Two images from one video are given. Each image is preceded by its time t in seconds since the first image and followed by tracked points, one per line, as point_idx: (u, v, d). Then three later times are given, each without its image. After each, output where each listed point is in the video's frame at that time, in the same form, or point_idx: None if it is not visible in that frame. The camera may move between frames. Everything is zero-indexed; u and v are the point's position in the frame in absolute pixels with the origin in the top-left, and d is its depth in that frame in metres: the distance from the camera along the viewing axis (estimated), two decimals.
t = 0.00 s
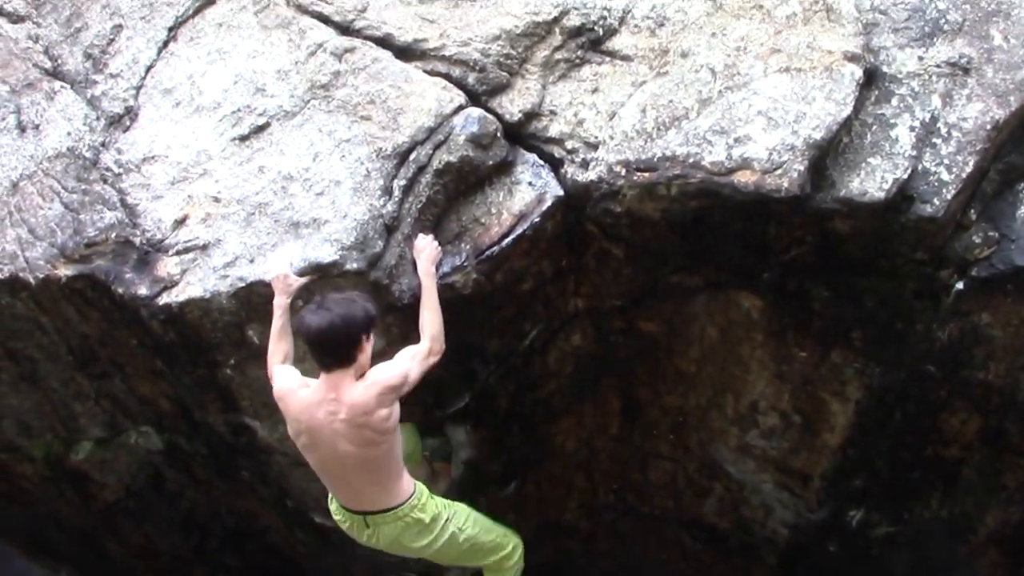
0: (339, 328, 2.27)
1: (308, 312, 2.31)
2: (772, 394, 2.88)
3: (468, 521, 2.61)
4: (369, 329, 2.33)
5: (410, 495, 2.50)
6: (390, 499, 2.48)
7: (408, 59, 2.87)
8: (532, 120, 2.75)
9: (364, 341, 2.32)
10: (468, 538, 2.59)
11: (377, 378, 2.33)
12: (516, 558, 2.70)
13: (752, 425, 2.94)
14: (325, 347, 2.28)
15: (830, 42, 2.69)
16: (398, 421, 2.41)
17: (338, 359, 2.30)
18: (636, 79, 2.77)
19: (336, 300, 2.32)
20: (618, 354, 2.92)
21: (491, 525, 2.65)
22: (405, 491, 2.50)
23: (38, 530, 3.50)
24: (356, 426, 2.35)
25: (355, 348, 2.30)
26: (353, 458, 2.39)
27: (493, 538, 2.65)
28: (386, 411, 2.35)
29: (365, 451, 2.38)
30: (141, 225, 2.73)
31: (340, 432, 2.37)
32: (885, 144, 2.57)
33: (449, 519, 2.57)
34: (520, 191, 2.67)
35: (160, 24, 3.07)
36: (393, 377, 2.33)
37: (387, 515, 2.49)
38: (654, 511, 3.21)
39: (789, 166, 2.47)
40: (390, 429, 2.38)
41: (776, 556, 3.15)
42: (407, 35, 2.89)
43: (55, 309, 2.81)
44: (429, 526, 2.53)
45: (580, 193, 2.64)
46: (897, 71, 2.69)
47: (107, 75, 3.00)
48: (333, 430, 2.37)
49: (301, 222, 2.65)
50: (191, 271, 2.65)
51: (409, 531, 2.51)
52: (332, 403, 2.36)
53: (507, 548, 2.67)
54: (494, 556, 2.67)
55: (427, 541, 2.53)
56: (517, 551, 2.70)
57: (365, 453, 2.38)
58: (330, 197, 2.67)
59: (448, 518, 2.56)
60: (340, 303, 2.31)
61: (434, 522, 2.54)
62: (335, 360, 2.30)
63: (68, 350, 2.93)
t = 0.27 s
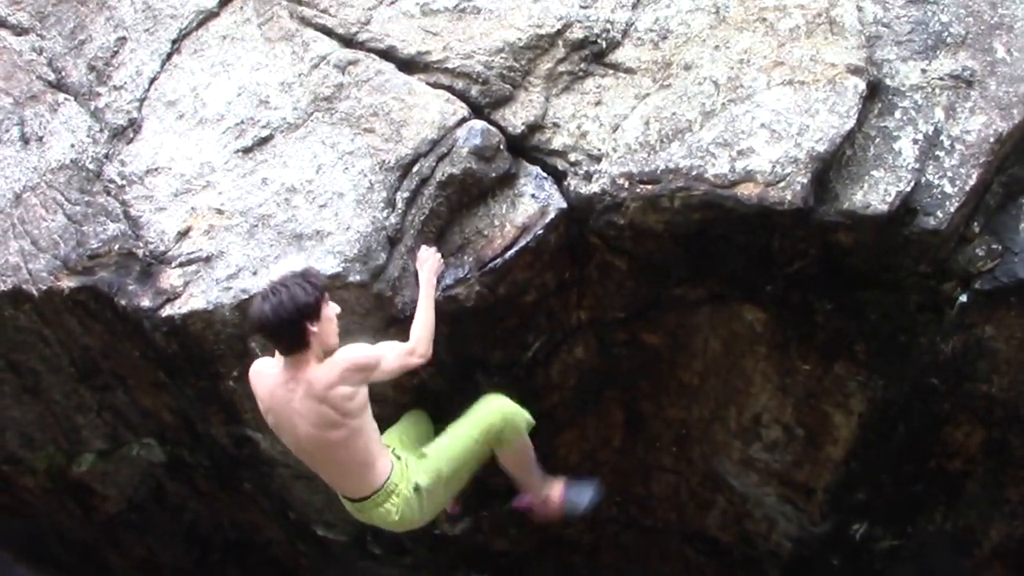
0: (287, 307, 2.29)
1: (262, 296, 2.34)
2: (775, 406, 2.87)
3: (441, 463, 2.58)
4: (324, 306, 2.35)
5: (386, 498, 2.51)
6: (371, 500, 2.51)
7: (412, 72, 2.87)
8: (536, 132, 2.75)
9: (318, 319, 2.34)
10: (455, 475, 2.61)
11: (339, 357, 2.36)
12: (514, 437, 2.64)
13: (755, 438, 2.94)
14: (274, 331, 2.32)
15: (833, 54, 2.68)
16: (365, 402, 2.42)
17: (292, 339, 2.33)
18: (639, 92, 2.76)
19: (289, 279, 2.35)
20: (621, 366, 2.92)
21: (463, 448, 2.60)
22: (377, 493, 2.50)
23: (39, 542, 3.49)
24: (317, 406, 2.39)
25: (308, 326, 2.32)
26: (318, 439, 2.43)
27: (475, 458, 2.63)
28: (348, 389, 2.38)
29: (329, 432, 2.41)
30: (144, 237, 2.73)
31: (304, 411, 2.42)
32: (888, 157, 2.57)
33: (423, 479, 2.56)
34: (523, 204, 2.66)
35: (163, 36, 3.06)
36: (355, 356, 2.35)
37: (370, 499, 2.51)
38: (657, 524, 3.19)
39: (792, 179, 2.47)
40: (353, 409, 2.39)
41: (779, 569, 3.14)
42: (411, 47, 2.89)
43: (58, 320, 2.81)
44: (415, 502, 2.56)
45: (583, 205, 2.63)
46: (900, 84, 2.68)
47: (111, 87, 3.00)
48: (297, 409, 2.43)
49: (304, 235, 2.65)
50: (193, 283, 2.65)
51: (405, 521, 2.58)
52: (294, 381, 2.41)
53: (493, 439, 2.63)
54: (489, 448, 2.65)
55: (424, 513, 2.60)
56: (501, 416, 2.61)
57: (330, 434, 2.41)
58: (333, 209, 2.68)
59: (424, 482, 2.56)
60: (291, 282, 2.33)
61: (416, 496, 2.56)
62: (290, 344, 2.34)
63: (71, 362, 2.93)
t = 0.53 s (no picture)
0: (254, 280, 2.33)
1: (230, 276, 2.38)
2: (779, 414, 2.87)
3: (410, 390, 2.41)
4: (291, 277, 2.38)
5: (387, 455, 2.41)
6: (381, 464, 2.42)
7: (415, 80, 2.87)
8: (539, 140, 2.76)
9: (287, 292, 2.37)
10: (434, 391, 2.41)
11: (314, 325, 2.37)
12: (462, 316, 2.41)
13: (759, 446, 2.94)
14: (244, 305, 2.34)
15: (836, 62, 2.66)
16: (346, 369, 2.41)
17: (263, 313, 2.36)
18: (643, 100, 2.76)
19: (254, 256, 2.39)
20: (625, 374, 2.92)
21: (419, 363, 2.40)
22: (378, 453, 2.41)
23: (42, 550, 3.49)
24: (295, 375, 2.38)
25: (278, 298, 2.36)
26: (299, 411, 2.40)
27: (439, 364, 2.40)
28: (325, 354, 2.38)
29: (311, 400, 2.39)
30: (147, 245, 2.74)
31: (282, 385, 2.40)
32: (892, 165, 2.56)
33: (407, 413, 2.43)
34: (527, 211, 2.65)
35: (166, 44, 3.06)
36: (332, 322, 2.38)
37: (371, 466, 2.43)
38: (660, 532, 3.19)
39: (796, 187, 2.47)
40: (332, 374, 2.38)
41: None
42: (414, 55, 2.89)
43: (62, 328, 2.81)
44: (418, 439, 2.43)
45: (587, 214, 2.64)
46: (904, 92, 2.68)
47: (114, 94, 3.00)
48: (275, 384, 2.41)
49: (307, 242, 2.65)
50: (197, 290, 2.65)
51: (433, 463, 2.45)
52: (271, 356, 2.40)
53: (447, 340, 2.40)
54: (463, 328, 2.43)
55: (442, 440, 2.45)
56: (435, 321, 2.38)
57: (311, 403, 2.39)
58: (337, 217, 2.68)
59: (411, 415, 2.42)
60: (256, 258, 2.37)
61: (415, 432, 2.43)
62: (262, 318, 2.36)
63: (75, 370, 2.93)
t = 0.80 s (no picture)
0: (257, 286, 2.31)
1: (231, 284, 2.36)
2: (783, 419, 2.89)
3: (431, 359, 2.38)
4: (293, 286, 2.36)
5: (402, 425, 2.35)
6: (397, 434, 2.36)
7: (418, 85, 2.88)
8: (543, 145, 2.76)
9: (290, 300, 2.35)
10: (455, 362, 2.38)
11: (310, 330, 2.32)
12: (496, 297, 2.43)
13: (763, 451, 2.95)
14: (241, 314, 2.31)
15: (840, 67, 2.65)
16: (346, 369, 2.34)
17: (264, 319, 2.32)
18: (647, 105, 2.76)
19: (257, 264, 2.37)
20: (629, 380, 2.96)
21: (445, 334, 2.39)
22: (394, 422, 2.35)
23: (46, 555, 3.50)
24: (295, 382, 2.33)
25: (281, 305, 2.33)
26: (307, 418, 2.36)
27: (461, 335, 2.38)
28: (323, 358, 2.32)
29: (315, 406, 2.34)
30: (151, 250, 2.73)
31: (284, 394, 2.36)
32: (896, 169, 2.56)
33: (425, 383, 2.39)
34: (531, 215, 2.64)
35: (170, 49, 3.06)
36: (327, 326, 2.32)
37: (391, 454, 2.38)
38: (664, 538, 3.27)
39: (799, 192, 2.46)
40: (332, 376, 2.32)
41: None
42: (418, 60, 2.89)
43: (66, 333, 2.82)
44: (435, 410, 2.38)
45: (590, 218, 2.65)
46: (908, 97, 2.66)
47: (118, 100, 3.01)
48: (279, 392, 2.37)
49: (311, 247, 2.65)
50: (200, 295, 2.65)
51: (447, 438, 2.39)
52: (272, 366, 2.36)
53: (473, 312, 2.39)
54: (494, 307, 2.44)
55: (459, 417, 2.39)
56: (464, 294, 2.40)
57: (316, 408, 2.34)
58: (340, 222, 2.67)
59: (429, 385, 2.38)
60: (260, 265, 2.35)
61: (431, 403, 2.38)
62: (260, 326, 2.33)
63: (78, 375, 2.94)
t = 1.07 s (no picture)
0: (275, 344, 2.35)
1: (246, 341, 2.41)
2: (787, 422, 2.88)
3: (459, 388, 2.47)
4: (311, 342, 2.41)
5: (438, 455, 2.47)
6: (432, 462, 2.47)
7: (423, 89, 2.88)
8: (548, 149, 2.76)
9: (308, 355, 2.40)
10: (481, 393, 2.46)
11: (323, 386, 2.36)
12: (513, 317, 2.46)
13: (767, 454, 2.96)
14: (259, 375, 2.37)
15: (845, 70, 2.64)
16: (369, 417, 2.41)
17: (284, 377, 2.38)
18: (652, 108, 2.75)
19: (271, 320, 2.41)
20: (634, 385, 2.97)
21: (469, 364, 2.45)
22: (428, 452, 2.47)
23: (51, 559, 3.51)
24: (323, 441, 2.42)
25: (300, 361, 2.38)
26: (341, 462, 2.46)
27: (486, 367, 2.45)
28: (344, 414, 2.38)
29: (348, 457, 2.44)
30: (156, 254, 2.73)
31: (317, 452, 2.46)
32: (901, 173, 2.55)
33: (455, 412, 2.49)
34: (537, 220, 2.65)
35: (174, 53, 3.06)
36: (334, 385, 2.34)
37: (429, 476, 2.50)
38: (668, 540, 3.25)
39: (805, 196, 2.46)
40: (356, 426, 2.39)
41: None
42: (422, 64, 2.89)
43: (71, 338, 2.82)
44: (465, 439, 2.49)
45: (595, 222, 2.64)
46: (912, 100, 2.66)
47: (122, 104, 3.01)
48: (308, 445, 2.45)
49: (316, 252, 2.66)
50: (206, 300, 2.65)
51: (479, 462, 2.51)
52: (296, 422, 2.42)
53: (496, 342, 2.44)
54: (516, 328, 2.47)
55: (490, 441, 2.50)
56: (487, 325, 2.43)
57: (351, 459, 2.45)
58: (346, 226, 2.68)
59: (459, 414, 2.48)
60: (274, 322, 2.39)
61: (463, 431, 2.48)
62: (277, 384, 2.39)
63: (84, 380, 2.94)
